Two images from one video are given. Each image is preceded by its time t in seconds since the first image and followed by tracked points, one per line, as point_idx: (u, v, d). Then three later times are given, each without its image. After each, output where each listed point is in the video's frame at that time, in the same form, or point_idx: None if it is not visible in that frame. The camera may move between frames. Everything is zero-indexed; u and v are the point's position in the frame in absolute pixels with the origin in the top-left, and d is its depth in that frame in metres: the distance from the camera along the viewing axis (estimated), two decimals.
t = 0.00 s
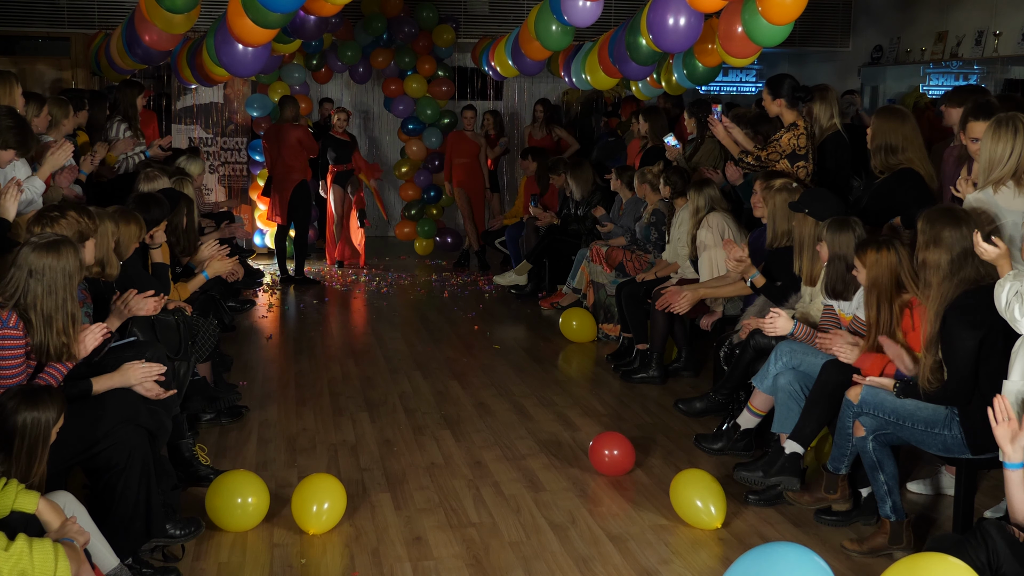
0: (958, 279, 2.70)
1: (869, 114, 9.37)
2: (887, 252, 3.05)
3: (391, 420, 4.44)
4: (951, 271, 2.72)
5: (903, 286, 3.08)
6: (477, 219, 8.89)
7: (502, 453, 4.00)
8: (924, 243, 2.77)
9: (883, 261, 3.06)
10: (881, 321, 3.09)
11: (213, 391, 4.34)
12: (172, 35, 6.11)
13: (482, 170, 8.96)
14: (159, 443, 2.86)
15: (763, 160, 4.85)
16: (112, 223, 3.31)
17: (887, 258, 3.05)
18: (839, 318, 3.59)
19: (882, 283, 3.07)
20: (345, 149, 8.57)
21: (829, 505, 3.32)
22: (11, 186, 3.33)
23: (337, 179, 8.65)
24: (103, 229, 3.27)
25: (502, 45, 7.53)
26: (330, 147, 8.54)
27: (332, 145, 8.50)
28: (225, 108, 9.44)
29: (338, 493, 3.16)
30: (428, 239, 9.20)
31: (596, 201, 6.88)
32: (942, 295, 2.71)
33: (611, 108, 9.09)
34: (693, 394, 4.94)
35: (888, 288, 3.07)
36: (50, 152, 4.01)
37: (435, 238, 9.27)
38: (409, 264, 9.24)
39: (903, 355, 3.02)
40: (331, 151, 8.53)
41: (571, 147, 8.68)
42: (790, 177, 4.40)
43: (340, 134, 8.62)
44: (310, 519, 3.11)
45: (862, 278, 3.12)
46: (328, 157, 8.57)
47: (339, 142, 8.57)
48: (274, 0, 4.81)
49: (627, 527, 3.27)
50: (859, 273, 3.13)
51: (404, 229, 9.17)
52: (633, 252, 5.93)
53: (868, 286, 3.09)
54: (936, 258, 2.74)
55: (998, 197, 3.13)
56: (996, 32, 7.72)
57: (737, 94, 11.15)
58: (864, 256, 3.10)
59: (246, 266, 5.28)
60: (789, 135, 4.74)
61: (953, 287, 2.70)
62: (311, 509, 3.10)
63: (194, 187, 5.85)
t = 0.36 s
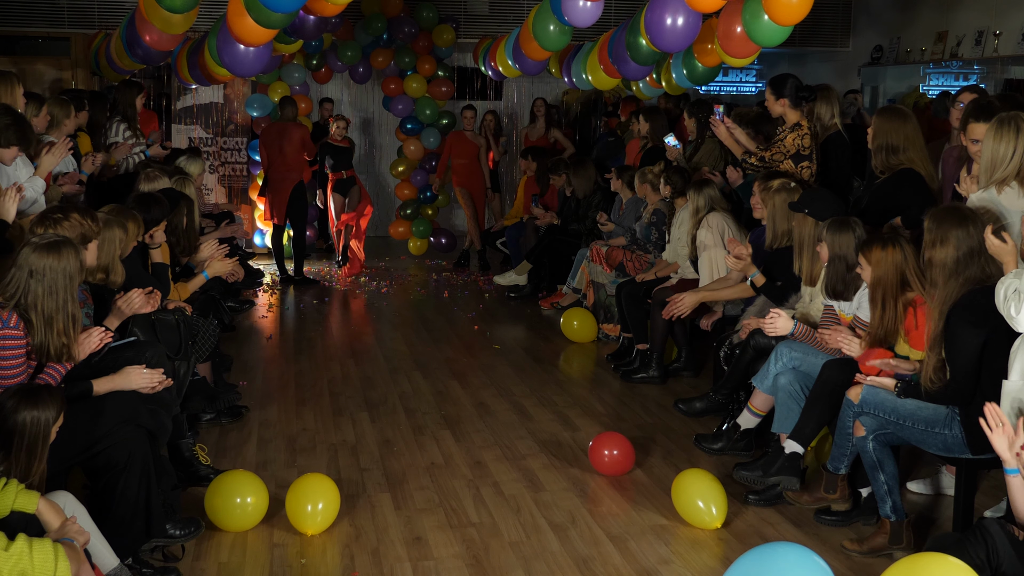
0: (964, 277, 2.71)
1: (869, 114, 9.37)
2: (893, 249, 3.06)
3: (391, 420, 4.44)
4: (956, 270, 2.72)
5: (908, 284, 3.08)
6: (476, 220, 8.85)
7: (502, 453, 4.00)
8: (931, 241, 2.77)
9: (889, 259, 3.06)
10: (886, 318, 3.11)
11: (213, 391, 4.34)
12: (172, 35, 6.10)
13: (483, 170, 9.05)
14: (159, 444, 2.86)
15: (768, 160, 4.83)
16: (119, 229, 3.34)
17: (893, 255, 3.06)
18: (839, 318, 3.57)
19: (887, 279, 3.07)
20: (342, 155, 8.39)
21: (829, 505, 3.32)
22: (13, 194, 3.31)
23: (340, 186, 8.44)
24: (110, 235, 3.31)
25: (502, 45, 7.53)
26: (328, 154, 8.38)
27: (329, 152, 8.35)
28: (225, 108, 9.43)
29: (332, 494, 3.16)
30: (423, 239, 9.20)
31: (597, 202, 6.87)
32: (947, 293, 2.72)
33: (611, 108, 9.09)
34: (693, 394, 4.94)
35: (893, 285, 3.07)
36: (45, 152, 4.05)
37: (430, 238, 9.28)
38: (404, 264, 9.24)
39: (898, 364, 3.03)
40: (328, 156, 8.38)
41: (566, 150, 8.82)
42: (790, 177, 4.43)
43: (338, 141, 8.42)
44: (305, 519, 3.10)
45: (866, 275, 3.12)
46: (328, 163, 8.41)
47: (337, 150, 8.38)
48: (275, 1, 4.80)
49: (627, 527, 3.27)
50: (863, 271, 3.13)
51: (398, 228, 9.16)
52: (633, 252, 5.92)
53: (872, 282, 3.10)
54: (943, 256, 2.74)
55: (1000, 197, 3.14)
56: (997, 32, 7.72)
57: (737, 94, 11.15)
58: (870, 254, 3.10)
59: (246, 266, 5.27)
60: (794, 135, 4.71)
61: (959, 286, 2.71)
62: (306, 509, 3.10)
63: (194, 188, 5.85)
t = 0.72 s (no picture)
0: (968, 277, 2.71)
1: (869, 113, 9.34)
2: (898, 247, 3.06)
3: (392, 420, 4.44)
4: (961, 269, 2.72)
5: (911, 283, 3.08)
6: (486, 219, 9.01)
7: (502, 453, 4.00)
8: (935, 240, 2.77)
9: (893, 256, 3.06)
10: (888, 315, 3.10)
11: (213, 391, 4.34)
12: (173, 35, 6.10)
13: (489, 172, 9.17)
14: (159, 443, 2.86)
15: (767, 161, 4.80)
16: (121, 231, 3.35)
17: (897, 253, 3.06)
18: (840, 319, 3.61)
19: (891, 277, 3.07)
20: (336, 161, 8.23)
21: (829, 505, 3.32)
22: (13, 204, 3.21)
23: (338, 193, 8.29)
24: (111, 236, 3.31)
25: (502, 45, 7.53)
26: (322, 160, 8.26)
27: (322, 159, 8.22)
28: (225, 108, 9.43)
29: (327, 493, 3.16)
30: (419, 239, 9.19)
31: (597, 202, 6.88)
32: (951, 293, 2.72)
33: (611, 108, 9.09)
34: (693, 395, 4.94)
35: (898, 282, 3.07)
36: (47, 156, 4.07)
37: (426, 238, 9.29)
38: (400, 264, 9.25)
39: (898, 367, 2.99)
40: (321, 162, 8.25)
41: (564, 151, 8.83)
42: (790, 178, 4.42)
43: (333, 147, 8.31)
44: (301, 519, 3.10)
45: (871, 272, 3.12)
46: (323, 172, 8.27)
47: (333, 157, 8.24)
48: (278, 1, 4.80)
49: (627, 527, 3.27)
50: (868, 268, 3.14)
51: (395, 228, 9.14)
52: (633, 252, 5.93)
53: (877, 279, 3.10)
54: (946, 256, 2.74)
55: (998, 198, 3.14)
56: (996, 33, 7.71)
57: (737, 95, 11.16)
58: (874, 251, 3.10)
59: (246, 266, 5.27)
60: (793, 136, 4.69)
61: (962, 286, 2.71)
62: (302, 509, 3.10)
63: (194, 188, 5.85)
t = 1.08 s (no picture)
0: (971, 276, 2.71)
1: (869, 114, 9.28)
2: (902, 245, 3.06)
3: (392, 420, 4.44)
4: (964, 268, 2.72)
5: (915, 281, 3.09)
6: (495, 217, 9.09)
7: (502, 453, 4.00)
8: (938, 239, 2.77)
9: (898, 254, 3.06)
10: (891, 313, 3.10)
11: (213, 391, 4.34)
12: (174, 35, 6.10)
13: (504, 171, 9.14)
14: (159, 443, 2.86)
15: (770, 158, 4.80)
16: (118, 228, 3.35)
17: (903, 251, 3.05)
18: (839, 319, 3.61)
19: (895, 275, 3.07)
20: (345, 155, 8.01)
21: (829, 505, 3.33)
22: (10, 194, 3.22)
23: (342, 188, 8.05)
24: (109, 234, 3.32)
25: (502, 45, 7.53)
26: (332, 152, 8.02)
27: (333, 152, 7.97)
28: (226, 108, 9.43)
29: (323, 495, 3.15)
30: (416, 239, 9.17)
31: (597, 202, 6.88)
32: (954, 292, 2.71)
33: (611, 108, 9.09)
34: (692, 395, 4.94)
35: (902, 280, 3.08)
36: (46, 156, 4.04)
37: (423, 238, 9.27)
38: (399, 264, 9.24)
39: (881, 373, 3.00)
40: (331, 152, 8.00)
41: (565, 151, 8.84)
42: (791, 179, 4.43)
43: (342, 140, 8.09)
44: (299, 519, 3.10)
45: (874, 271, 3.11)
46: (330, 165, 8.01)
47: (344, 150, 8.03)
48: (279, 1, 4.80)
49: (627, 527, 3.27)
50: (871, 266, 3.12)
51: (393, 228, 9.11)
52: (633, 252, 5.93)
53: (881, 278, 3.10)
54: (949, 255, 2.75)
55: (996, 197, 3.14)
56: (996, 32, 7.71)
57: (736, 95, 11.17)
58: (878, 249, 3.09)
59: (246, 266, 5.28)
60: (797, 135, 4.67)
61: (965, 285, 2.71)
62: (298, 508, 3.10)
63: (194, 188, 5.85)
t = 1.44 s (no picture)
0: (971, 274, 2.70)
1: (869, 113, 9.32)
2: (904, 244, 3.06)
3: (392, 420, 4.44)
4: (964, 267, 2.72)
5: (916, 280, 3.10)
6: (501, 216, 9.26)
7: (502, 453, 4.00)
8: (939, 238, 2.77)
9: (900, 253, 3.07)
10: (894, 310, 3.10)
11: (213, 391, 4.34)
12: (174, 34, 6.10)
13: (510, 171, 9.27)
14: (159, 444, 2.86)
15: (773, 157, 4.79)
16: (117, 227, 3.35)
17: (904, 250, 3.06)
18: (839, 318, 3.60)
19: (897, 273, 3.08)
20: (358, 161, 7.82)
21: (829, 505, 3.32)
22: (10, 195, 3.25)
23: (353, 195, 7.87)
24: (108, 234, 3.31)
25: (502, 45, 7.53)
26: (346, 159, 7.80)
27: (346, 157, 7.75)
28: (226, 108, 9.44)
29: (321, 495, 3.15)
30: (416, 239, 9.18)
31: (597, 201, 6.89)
32: (954, 291, 2.71)
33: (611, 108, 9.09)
34: (693, 395, 4.94)
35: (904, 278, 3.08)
36: (50, 153, 4.01)
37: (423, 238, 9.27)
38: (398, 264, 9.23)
39: (910, 336, 2.97)
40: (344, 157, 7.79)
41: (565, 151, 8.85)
42: (794, 179, 4.43)
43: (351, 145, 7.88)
44: (297, 519, 3.10)
45: (876, 269, 3.12)
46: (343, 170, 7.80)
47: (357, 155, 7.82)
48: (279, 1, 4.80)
49: (627, 527, 3.27)
50: (872, 265, 3.12)
51: (393, 227, 9.14)
52: (633, 252, 5.93)
53: (883, 276, 3.11)
54: (950, 253, 2.74)
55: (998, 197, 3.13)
56: (996, 32, 7.71)
57: (736, 95, 11.18)
58: (880, 248, 3.09)
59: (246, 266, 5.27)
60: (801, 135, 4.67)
61: (965, 284, 2.71)
62: (295, 508, 3.10)
63: (194, 188, 5.85)
